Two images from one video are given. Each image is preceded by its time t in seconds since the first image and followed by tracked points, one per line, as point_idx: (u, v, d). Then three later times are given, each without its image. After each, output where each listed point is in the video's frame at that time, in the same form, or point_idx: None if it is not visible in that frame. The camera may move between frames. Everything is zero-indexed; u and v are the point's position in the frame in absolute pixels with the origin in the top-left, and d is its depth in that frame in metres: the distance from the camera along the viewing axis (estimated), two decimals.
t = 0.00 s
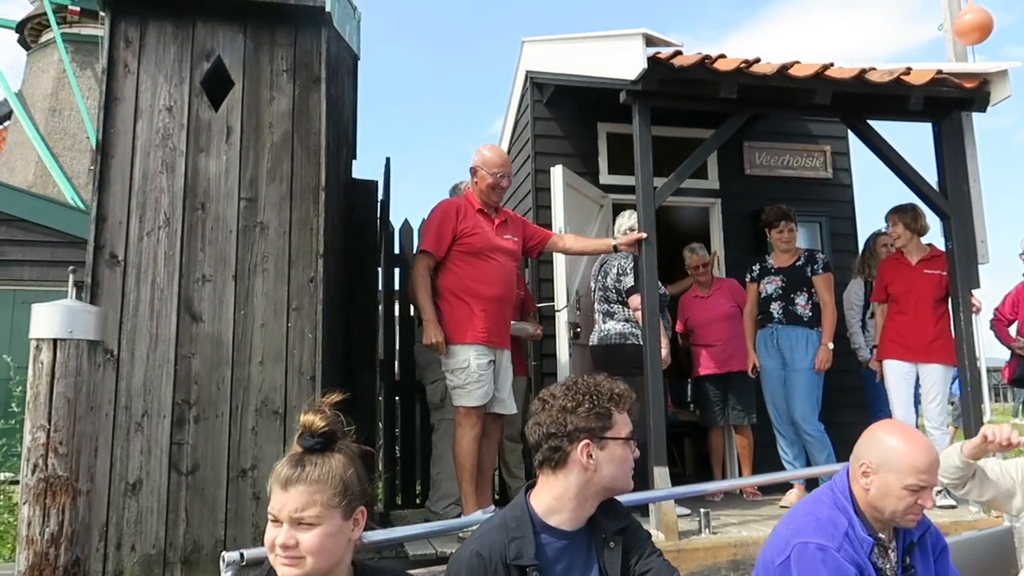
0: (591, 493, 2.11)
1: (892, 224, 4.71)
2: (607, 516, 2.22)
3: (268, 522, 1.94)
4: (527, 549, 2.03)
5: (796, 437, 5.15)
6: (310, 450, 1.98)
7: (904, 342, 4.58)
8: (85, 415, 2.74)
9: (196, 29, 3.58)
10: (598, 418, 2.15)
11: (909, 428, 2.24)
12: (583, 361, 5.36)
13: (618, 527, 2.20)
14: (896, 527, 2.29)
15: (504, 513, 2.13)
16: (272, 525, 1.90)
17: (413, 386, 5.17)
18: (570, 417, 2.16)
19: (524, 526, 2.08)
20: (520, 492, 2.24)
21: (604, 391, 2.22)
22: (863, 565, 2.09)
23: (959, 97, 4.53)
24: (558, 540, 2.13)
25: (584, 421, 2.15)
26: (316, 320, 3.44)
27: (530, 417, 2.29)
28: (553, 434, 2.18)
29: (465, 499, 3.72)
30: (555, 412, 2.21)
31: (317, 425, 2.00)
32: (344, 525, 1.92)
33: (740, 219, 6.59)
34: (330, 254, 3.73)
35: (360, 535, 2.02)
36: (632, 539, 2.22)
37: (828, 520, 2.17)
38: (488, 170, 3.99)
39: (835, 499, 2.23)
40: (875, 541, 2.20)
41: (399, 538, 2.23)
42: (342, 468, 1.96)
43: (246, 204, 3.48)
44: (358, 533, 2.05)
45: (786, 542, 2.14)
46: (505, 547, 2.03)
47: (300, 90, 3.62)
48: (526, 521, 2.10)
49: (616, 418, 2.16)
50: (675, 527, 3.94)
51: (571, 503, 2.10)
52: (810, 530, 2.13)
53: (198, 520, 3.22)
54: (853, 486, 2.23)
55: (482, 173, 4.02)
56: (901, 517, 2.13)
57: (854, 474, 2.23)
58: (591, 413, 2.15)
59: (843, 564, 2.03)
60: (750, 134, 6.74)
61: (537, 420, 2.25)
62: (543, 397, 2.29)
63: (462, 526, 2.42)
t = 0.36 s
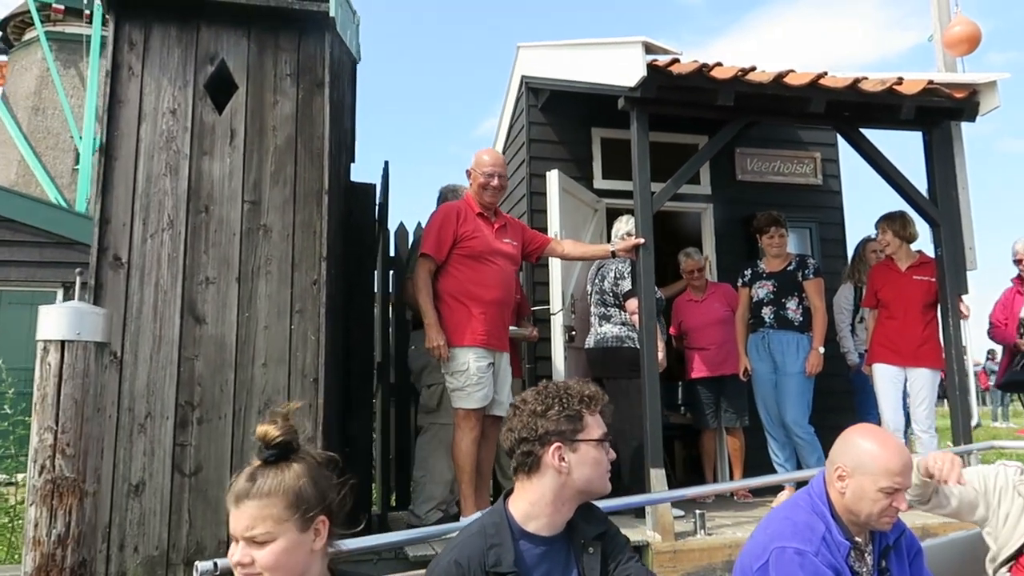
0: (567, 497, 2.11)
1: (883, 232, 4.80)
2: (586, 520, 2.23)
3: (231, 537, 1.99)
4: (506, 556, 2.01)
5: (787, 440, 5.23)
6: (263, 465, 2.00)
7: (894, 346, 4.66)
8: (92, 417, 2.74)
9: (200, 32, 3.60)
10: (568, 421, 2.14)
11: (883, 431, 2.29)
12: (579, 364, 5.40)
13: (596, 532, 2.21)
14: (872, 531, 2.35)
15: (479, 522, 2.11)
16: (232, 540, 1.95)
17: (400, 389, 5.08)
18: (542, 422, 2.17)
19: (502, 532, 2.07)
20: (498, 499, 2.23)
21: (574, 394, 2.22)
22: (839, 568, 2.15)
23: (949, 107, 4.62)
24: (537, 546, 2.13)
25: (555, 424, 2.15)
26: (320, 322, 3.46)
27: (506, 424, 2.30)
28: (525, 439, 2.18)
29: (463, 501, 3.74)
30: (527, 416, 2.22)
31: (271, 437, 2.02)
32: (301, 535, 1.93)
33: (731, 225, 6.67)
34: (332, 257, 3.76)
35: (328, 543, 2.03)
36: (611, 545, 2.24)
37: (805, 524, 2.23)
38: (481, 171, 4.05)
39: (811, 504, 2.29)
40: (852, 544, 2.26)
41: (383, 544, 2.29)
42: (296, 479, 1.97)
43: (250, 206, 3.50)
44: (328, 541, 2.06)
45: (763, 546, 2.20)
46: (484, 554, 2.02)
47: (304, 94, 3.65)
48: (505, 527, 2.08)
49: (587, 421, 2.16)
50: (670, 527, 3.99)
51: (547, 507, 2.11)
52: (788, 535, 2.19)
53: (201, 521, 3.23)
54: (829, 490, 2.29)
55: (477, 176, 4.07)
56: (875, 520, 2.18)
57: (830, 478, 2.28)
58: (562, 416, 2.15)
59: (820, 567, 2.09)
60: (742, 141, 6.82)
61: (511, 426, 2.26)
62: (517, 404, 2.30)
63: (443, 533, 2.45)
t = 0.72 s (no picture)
0: (529, 491, 2.03)
1: (854, 236, 4.91)
2: (553, 515, 2.14)
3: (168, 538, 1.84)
4: (472, 545, 1.95)
5: (761, 440, 5.35)
6: (195, 460, 1.84)
7: (865, 348, 4.79)
8: (79, 419, 2.74)
9: (185, 33, 3.59)
10: (531, 414, 2.07)
11: (843, 428, 2.30)
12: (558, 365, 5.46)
13: (564, 527, 2.12)
14: (831, 525, 2.31)
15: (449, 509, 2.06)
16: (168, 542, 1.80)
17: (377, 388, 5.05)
18: (504, 414, 2.11)
19: (470, 522, 1.99)
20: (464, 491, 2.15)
21: (541, 387, 2.15)
22: (800, 562, 2.09)
23: (919, 115, 4.77)
24: (504, 538, 2.06)
25: (517, 417, 2.08)
26: (305, 324, 3.48)
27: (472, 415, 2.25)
28: (487, 430, 2.13)
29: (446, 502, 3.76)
30: (489, 408, 2.17)
31: (202, 431, 1.85)
32: (238, 533, 1.78)
33: (706, 228, 6.78)
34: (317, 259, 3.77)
35: (273, 540, 1.88)
36: (578, 539, 2.16)
37: (766, 518, 2.18)
38: (462, 173, 4.10)
39: (774, 498, 2.25)
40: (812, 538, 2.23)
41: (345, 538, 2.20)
42: (230, 473, 1.81)
43: (235, 208, 3.50)
44: (274, 536, 1.89)
45: (725, 540, 2.13)
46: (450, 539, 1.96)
47: (289, 96, 3.66)
48: (472, 517, 2.01)
49: (552, 415, 2.09)
50: (652, 526, 4.04)
51: (512, 502, 2.03)
52: (749, 529, 2.13)
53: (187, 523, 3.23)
54: (790, 485, 2.28)
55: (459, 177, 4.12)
56: (836, 515, 2.18)
57: (792, 473, 2.27)
58: (524, 410, 2.08)
59: (781, 561, 2.02)
60: (716, 145, 6.94)
61: (475, 417, 2.21)
62: (485, 395, 2.25)
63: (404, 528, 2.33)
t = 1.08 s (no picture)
0: (503, 495, 2.04)
1: (845, 240, 5.01)
2: (546, 512, 2.18)
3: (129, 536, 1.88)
4: (475, 532, 2.02)
5: (757, 441, 5.40)
6: (149, 461, 1.88)
7: (860, 349, 4.86)
8: (92, 424, 2.76)
9: (190, 40, 3.62)
10: (505, 418, 2.06)
11: (829, 426, 2.33)
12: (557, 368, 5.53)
13: (557, 523, 2.18)
14: (815, 523, 2.36)
15: (438, 503, 2.08)
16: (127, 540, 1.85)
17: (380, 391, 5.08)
18: (483, 413, 2.12)
19: (469, 512, 2.05)
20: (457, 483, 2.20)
21: (524, 393, 2.11)
22: (783, 560, 2.12)
23: (911, 120, 4.85)
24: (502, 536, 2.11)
25: (494, 418, 2.09)
26: (311, 328, 3.51)
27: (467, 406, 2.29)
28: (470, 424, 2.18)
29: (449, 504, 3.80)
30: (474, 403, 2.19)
31: (157, 431, 1.88)
32: (191, 528, 1.79)
33: (701, 231, 6.85)
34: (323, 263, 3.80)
35: (237, 534, 1.89)
36: (569, 535, 2.23)
37: (751, 516, 2.20)
38: (465, 179, 4.16)
39: (758, 496, 2.28)
40: (796, 536, 2.27)
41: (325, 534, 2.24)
42: (177, 472, 1.83)
43: (241, 214, 3.53)
44: (236, 528, 1.89)
45: (710, 537, 2.15)
46: (455, 531, 2.01)
47: (294, 103, 3.69)
48: (472, 508, 2.06)
49: (525, 423, 2.04)
50: (653, 526, 4.10)
51: (487, 504, 2.06)
52: (734, 527, 2.15)
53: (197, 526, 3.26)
54: (775, 483, 2.29)
55: (461, 182, 4.17)
56: (819, 514, 2.21)
57: (777, 471, 2.29)
58: (500, 412, 2.08)
59: (764, 560, 2.05)
60: (710, 150, 7.01)
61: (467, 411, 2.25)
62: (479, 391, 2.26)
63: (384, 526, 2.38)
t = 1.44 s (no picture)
0: (512, 508, 2.02)
1: (851, 237, 5.06)
2: (550, 523, 2.18)
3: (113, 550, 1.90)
4: (482, 546, 1.97)
5: (762, 441, 5.44)
6: (131, 475, 1.89)
7: (864, 349, 4.90)
8: (112, 426, 2.78)
9: (203, 44, 3.65)
10: (515, 434, 2.01)
11: (823, 432, 2.35)
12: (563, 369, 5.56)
13: (559, 534, 2.17)
14: (808, 528, 2.38)
15: (441, 516, 2.04)
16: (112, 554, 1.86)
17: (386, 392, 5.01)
18: (489, 428, 2.06)
19: (474, 524, 2.01)
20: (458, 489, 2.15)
21: (532, 406, 2.05)
22: (777, 566, 2.14)
23: (914, 121, 4.90)
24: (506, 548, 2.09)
25: (501, 434, 2.03)
26: (325, 329, 3.54)
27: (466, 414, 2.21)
28: (471, 439, 2.10)
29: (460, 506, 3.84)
30: (477, 417, 2.12)
31: (140, 445, 1.88)
32: (178, 541, 1.82)
33: (704, 232, 6.90)
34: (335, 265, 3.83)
35: (222, 545, 1.92)
36: (572, 545, 2.21)
37: (744, 522, 2.21)
38: (473, 181, 4.19)
39: (752, 501, 2.29)
40: (789, 541, 2.28)
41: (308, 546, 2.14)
42: (161, 485, 1.85)
43: (254, 216, 3.56)
44: (221, 539, 1.93)
45: (704, 543, 2.17)
46: (463, 546, 1.97)
47: (306, 106, 3.72)
48: (477, 519, 2.02)
49: (536, 437, 2.00)
50: (661, 525, 4.12)
51: (495, 518, 2.03)
52: (727, 533, 2.17)
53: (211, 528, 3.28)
54: (769, 488, 2.31)
55: (470, 185, 4.20)
56: (813, 520, 2.23)
57: (771, 476, 2.31)
58: (509, 428, 2.01)
59: (759, 565, 2.06)
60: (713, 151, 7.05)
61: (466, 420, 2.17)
62: (478, 400, 2.19)
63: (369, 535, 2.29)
